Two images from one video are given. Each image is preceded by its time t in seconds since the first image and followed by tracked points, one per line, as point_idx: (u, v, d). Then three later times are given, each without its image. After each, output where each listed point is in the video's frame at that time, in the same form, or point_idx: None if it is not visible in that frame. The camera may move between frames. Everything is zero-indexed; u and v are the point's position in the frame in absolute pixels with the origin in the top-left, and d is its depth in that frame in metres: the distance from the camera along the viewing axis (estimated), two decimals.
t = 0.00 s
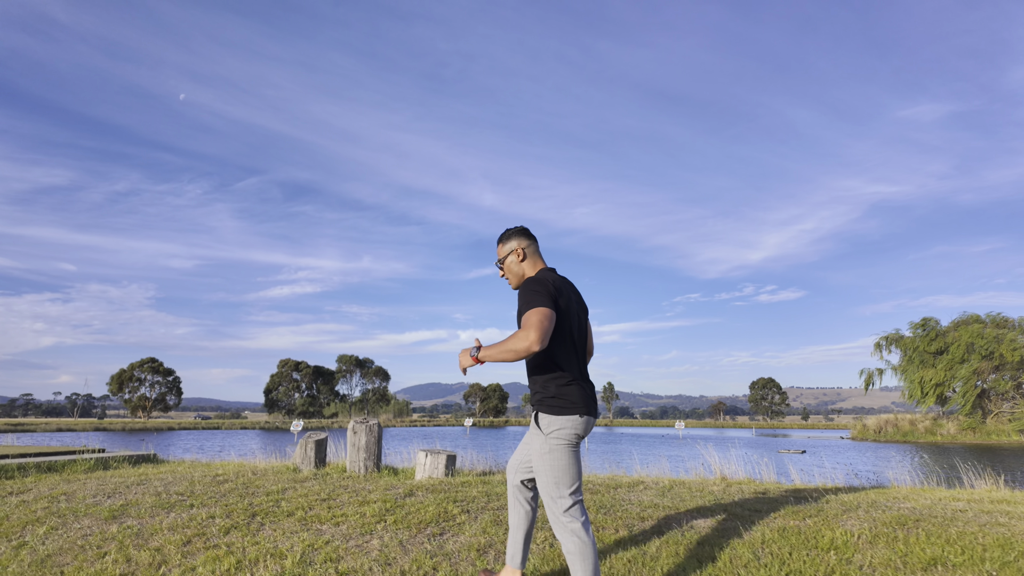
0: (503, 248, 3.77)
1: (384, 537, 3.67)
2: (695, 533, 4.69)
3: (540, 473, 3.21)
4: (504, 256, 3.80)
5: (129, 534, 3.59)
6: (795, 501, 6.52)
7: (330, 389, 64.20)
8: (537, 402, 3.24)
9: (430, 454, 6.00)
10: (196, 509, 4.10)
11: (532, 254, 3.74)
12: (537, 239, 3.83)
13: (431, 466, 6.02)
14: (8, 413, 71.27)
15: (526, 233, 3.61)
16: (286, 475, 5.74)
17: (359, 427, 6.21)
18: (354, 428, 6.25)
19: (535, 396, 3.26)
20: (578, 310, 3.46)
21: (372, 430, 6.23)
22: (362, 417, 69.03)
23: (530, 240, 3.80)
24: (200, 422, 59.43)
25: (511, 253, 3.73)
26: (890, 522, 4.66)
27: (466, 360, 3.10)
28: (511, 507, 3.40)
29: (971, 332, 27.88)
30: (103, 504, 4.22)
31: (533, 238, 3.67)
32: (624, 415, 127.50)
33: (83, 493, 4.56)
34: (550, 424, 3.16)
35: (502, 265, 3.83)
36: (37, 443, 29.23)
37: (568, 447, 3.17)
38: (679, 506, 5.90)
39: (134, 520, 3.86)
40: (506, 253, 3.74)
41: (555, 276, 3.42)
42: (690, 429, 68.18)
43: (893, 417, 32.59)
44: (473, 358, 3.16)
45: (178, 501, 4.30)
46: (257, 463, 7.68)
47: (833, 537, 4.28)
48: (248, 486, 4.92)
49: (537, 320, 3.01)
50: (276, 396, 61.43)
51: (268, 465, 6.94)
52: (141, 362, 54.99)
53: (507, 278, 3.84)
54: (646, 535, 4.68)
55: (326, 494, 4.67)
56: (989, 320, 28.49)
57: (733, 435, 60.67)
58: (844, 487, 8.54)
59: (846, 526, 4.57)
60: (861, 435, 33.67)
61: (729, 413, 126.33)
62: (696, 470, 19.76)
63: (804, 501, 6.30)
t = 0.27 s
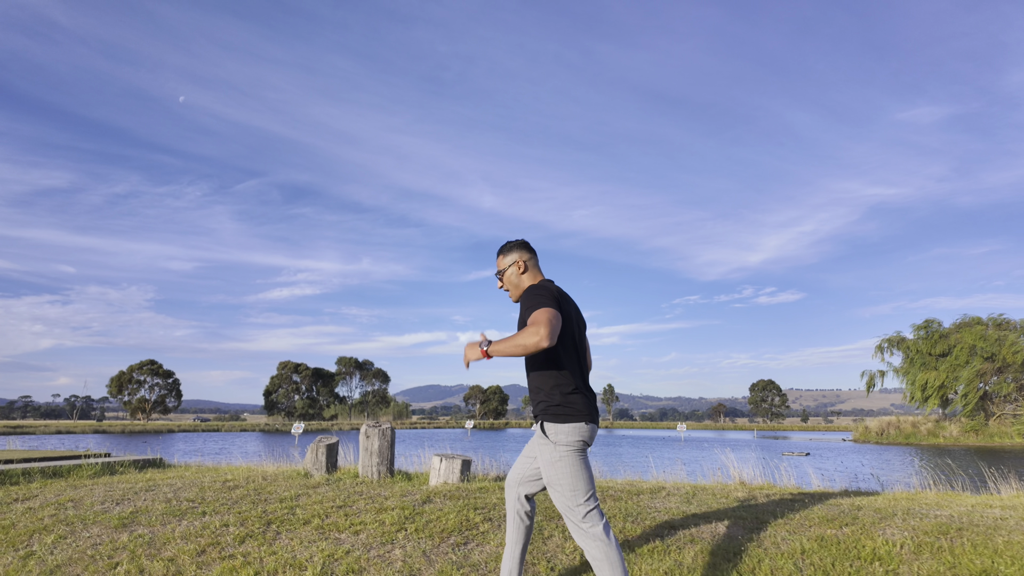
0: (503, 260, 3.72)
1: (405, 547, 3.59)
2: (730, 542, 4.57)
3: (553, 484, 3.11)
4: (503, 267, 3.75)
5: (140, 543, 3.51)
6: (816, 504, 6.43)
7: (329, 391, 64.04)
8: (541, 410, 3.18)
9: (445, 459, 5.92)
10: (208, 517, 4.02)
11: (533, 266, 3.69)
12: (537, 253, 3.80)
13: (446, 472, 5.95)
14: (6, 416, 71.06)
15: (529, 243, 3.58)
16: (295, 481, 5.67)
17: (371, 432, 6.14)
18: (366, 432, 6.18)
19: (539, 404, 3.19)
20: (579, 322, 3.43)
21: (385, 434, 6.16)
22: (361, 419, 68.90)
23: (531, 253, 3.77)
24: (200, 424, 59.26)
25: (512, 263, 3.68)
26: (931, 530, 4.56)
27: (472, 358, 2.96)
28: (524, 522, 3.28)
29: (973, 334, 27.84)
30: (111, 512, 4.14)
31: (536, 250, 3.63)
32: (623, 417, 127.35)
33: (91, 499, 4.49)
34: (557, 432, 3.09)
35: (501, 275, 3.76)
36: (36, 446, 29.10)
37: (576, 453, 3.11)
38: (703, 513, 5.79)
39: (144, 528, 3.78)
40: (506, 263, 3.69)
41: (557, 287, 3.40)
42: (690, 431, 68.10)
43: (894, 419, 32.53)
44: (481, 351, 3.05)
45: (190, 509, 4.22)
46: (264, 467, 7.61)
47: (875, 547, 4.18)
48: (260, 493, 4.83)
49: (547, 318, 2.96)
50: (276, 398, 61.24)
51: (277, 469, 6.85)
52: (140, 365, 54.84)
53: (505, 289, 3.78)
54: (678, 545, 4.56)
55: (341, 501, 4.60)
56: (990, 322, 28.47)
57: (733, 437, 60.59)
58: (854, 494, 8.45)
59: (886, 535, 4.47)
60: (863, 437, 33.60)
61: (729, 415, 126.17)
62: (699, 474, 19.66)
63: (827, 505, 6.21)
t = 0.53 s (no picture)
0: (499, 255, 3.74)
1: (428, 556, 3.52)
2: (764, 547, 4.45)
3: (526, 468, 3.12)
4: (497, 263, 3.77)
5: (152, 551, 3.44)
6: (838, 505, 6.34)
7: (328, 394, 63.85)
8: (533, 398, 3.17)
9: (459, 463, 5.86)
10: (221, 524, 3.93)
11: (528, 263, 3.72)
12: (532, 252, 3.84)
13: (460, 477, 5.89)
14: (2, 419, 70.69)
15: (526, 239, 3.60)
16: (306, 486, 5.58)
17: (383, 436, 6.08)
18: (378, 436, 6.11)
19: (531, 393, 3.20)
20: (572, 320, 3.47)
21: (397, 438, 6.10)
22: (360, 422, 68.71)
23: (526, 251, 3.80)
24: (197, 427, 59.02)
25: (508, 258, 3.70)
26: (973, 538, 4.48)
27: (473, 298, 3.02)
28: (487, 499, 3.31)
29: (973, 336, 27.83)
30: (120, 518, 4.07)
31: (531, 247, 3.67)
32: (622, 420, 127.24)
33: (98, 505, 4.40)
34: (547, 422, 3.09)
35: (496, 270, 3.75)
36: (33, 449, 28.93)
37: (559, 450, 3.11)
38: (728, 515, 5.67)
39: (155, 536, 3.70)
40: (502, 258, 3.71)
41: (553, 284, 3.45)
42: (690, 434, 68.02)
43: (895, 422, 32.49)
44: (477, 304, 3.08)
45: (201, 515, 4.13)
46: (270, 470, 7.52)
47: (918, 556, 4.07)
48: (271, 498, 4.75)
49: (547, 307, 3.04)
50: (274, 401, 61.02)
51: (285, 473, 6.77)
52: (137, 367, 54.61)
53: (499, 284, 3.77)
54: (709, 549, 4.43)
55: (356, 507, 4.52)
56: (991, 324, 28.47)
57: (732, 440, 60.48)
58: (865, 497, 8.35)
59: (927, 543, 4.36)
60: (864, 440, 33.55)
61: (727, 417, 126.05)
62: (700, 478, 19.55)
63: (849, 507, 6.12)
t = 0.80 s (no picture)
0: (502, 251, 3.65)
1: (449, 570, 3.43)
2: (799, 558, 4.21)
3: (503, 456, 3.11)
4: (501, 259, 3.69)
5: (161, 565, 3.36)
6: (867, 516, 6.12)
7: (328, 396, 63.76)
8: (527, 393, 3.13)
9: (474, 472, 5.78)
10: (232, 537, 3.86)
11: (533, 260, 3.63)
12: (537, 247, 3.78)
13: (474, 485, 5.81)
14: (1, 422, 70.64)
15: (530, 234, 3.51)
16: (316, 494, 5.52)
17: (394, 442, 6.01)
18: (389, 443, 6.04)
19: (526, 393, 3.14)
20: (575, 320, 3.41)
21: (409, 445, 6.04)
22: (360, 424, 68.59)
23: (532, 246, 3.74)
24: (198, 430, 58.92)
25: (512, 254, 3.62)
26: (1016, 552, 4.31)
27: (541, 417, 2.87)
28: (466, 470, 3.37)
29: (975, 339, 27.78)
30: (127, 530, 3.99)
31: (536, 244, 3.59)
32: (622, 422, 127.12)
33: (104, 515, 4.33)
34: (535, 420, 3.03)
35: (500, 265, 3.67)
36: (32, 453, 28.86)
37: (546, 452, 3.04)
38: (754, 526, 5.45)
39: (164, 549, 3.62)
40: (505, 254, 3.62)
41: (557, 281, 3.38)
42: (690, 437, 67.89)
43: (898, 424, 32.39)
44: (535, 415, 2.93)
45: (211, 527, 4.05)
46: (275, 476, 7.45)
47: (963, 567, 3.89)
48: (282, 508, 4.67)
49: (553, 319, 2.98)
50: (274, 404, 60.89)
51: (292, 480, 6.71)
52: (137, 370, 54.54)
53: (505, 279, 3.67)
54: (741, 561, 4.19)
55: (370, 518, 4.45)
56: (993, 326, 28.40)
57: (732, 443, 60.37)
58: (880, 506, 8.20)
59: (968, 555, 4.19)
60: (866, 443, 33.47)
61: (727, 420, 125.90)
62: (702, 482, 19.45)
63: (878, 518, 5.97)
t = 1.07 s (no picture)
0: (495, 256, 3.62)
1: None
2: (833, 567, 4.10)
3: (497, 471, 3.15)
4: (493, 264, 3.66)
5: (176, 572, 3.31)
6: (892, 520, 6.03)
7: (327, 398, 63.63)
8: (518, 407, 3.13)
9: (489, 476, 5.77)
10: (247, 543, 3.81)
11: (525, 267, 3.61)
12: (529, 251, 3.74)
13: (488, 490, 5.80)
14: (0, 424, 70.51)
15: (525, 241, 3.49)
16: (327, 499, 5.47)
17: (406, 446, 5.97)
18: (402, 446, 6.00)
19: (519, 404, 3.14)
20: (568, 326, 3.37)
21: (421, 448, 5.99)
22: (360, 427, 68.46)
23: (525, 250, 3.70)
24: (198, 432, 58.79)
25: (505, 260, 3.59)
26: None
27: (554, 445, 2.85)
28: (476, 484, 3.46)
29: (976, 341, 27.76)
30: (139, 536, 3.94)
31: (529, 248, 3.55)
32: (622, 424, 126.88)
33: (114, 521, 4.27)
34: (524, 433, 3.03)
35: (492, 272, 3.65)
36: (32, 455, 28.78)
37: (536, 462, 3.05)
38: (779, 530, 5.37)
39: (178, 556, 3.57)
40: (498, 260, 3.59)
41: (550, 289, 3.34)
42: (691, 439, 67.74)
43: (900, 427, 32.33)
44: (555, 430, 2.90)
45: (225, 533, 4.00)
46: (281, 479, 7.40)
47: None
48: (295, 513, 4.62)
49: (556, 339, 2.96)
50: (274, 406, 60.78)
51: (301, 483, 6.66)
52: (137, 372, 54.46)
53: (498, 286, 3.66)
54: (772, 568, 4.09)
55: (386, 523, 4.40)
56: (996, 328, 28.36)
57: (733, 445, 60.28)
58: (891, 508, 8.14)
59: (1006, 565, 4.05)
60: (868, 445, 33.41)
61: (727, 422, 125.70)
62: (705, 485, 19.34)
63: (904, 523, 5.84)
